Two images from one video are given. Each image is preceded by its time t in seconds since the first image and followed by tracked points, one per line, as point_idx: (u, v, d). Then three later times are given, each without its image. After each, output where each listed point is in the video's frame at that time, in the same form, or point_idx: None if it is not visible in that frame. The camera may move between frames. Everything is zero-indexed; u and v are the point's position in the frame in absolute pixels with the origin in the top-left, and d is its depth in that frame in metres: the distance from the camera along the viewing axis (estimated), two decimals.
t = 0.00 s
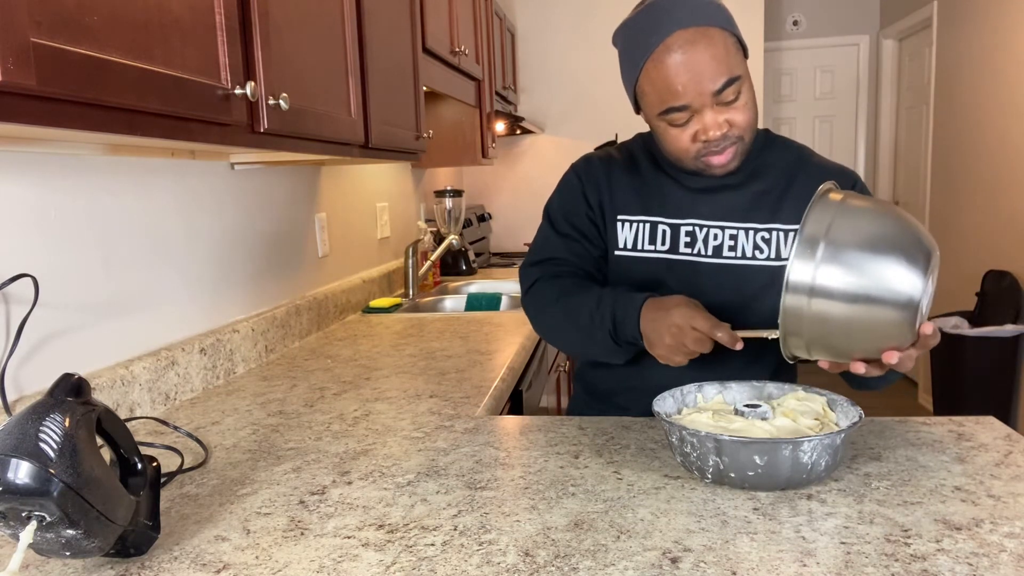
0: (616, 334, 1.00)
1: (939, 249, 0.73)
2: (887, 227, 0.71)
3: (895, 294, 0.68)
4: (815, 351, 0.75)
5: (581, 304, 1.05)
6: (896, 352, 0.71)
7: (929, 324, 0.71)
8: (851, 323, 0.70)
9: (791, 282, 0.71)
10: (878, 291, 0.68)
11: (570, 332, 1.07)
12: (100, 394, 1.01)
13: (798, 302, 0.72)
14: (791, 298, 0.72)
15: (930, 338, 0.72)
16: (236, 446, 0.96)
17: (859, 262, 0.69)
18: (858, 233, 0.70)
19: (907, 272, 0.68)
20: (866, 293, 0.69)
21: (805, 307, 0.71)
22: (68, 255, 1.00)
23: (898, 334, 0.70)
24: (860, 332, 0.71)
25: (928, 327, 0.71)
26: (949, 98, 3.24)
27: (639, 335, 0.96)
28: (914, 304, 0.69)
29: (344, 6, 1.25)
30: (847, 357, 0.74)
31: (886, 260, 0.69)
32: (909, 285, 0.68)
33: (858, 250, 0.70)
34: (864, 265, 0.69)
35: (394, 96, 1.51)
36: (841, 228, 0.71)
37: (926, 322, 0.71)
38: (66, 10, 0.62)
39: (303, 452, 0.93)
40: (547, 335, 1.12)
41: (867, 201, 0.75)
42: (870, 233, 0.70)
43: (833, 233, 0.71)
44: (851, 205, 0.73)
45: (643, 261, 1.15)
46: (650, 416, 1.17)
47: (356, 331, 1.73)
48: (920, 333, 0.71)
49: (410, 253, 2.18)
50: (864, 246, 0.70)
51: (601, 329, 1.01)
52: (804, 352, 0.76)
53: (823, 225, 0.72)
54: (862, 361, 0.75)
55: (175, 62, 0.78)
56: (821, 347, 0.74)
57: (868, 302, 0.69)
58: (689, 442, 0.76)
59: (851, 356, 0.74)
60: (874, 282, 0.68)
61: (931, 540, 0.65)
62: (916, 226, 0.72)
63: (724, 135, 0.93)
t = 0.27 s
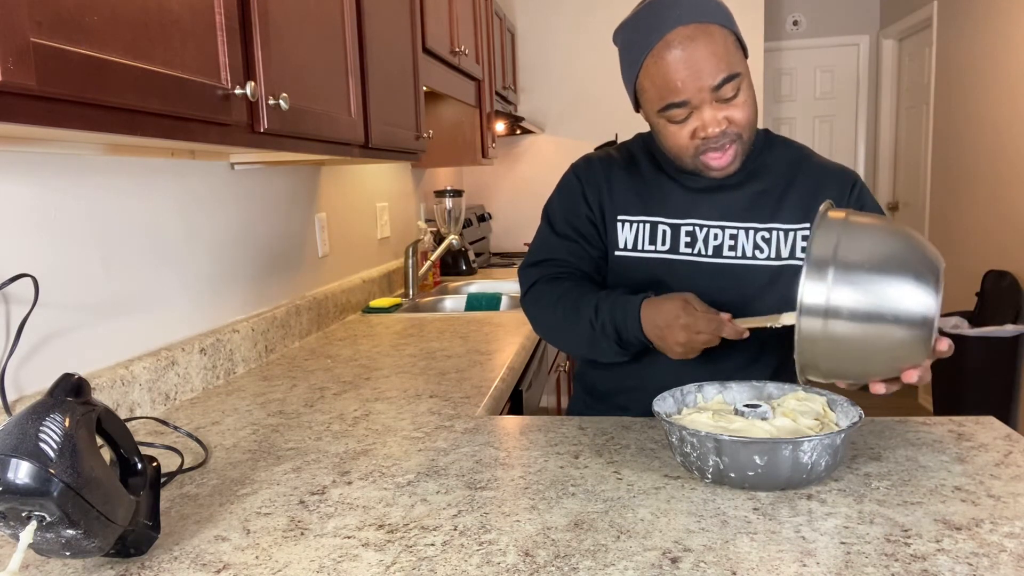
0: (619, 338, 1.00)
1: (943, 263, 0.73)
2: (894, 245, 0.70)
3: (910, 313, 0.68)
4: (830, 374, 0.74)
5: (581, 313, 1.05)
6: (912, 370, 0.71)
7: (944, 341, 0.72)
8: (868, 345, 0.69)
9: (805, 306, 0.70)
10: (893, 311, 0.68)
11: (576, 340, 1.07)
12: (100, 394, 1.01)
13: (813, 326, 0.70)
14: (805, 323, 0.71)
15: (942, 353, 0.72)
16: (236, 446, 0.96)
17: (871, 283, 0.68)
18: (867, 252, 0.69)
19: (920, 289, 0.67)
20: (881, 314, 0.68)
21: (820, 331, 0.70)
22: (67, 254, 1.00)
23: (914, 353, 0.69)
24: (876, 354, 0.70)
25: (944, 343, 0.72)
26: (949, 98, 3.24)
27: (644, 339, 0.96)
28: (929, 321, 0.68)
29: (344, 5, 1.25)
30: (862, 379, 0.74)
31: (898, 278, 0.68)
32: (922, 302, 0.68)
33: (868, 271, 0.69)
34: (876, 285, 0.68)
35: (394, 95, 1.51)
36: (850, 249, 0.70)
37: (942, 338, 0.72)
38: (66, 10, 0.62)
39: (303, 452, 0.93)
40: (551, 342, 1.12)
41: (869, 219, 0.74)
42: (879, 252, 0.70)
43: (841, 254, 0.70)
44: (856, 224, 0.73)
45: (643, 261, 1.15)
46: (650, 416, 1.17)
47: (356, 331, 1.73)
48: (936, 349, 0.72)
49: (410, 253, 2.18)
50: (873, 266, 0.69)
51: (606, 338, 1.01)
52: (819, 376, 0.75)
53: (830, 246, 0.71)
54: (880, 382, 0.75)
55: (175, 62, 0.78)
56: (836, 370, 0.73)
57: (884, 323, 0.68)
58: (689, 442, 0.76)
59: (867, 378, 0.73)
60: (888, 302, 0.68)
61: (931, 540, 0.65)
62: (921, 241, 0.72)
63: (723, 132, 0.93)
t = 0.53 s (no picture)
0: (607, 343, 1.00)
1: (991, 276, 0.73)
2: (955, 255, 0.70)
3: (966, 327, 0.68)
4: (874, 385, 0.73)
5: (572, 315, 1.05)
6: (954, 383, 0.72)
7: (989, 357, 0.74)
8: (923, 358, 0.69)
9: (869, 321, 0.68)
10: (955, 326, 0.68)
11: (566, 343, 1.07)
12: (100, 394, 1.01)
13: (874, 341, 0.68)
14: (866, 337, 0.69)
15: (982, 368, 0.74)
16: (236, 446, 0.96)
17: (936, 296, 0.67)
18: (932, 262, 0.68)
19: (978, 304, 0.67)
20: (943, 329, 0.68)
21: (880, 345, 0.68)
22: (67, 254, 1.00)
23: (964, 365, 0.70)
24: (929, 368, 0.70)
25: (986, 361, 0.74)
26: (949, 98, 3.24)
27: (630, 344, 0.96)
28: (979, 338, 0.69)
29: (344, 5, 1.25)
30: (904, 391, 0.74)
31: (957, 291, 0.68)
32: (978, 317, 0.68)
33: (934, 282, 0.67)
34: (938, 304, 0.67)
35: (394, 95, 1.51)
36: (918, 259, 0.68)
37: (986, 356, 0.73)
38: (66, 10, 0.62)
39: (303, 452, 0.93)
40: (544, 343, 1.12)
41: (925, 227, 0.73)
42: (943, 262, 0.68)
43: (908, 263, 0.68)
44: (920, 232, 0.71)
45: (644, 262, 1.15)
46: (650, 416, 1.17)
47: (356, 331, 1.73)
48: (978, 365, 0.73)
49: (410, 253, 2.18)
50: (939, 278, 0.68)
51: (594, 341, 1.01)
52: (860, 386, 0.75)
53: (899, 253, 0.68)
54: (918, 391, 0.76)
55: (175, 62, 0.78)
56: (881, 382, 0.73)
57: (946, 337, 0.68)
58: (689, 442, 0.76)
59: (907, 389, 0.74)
60: (948, 316, 0.67)
61: (931, 540, 0.65)
62: (973, 252, 0.72)
63: (718, 109, 0.95)
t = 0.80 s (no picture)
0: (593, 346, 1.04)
1: None
2: (999, 227, 0.68)
3: (1002, 302, 0.66)
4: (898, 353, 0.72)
5: (567, 314, 1.08)
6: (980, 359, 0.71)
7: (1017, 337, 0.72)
8: (953, 331, 0.68)
9: (905, 288, 0.66)
10: (992, 300, 0.66)
11: (556, 336, 1.10)
12: (100, 394, 1.01)
13: (907, 311, 0.67)
14: (899, 305, 0.67)
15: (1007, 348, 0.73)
16: (236, 446, 0.96)
17: (976, 268, 0.65)
18: (976, 232, 0.66)
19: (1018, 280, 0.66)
20: (980, 304, 0.66)
21: (911, 315, 0.67)
22: (67, 255, 1.00)
23: (995, 341, 0.69)
24: (958, 341, 0.69)
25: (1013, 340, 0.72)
26: (949, 98, 3.24)
27: (614, 353, 1.00)
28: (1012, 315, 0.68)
29: (344, 6, 1.25)
30: (927, 361, 0.73)
31: (998, 264, 0.66)
32: (1015, 292, 0.66)
33: (976, 253, 0.65)
34: (978, 276, 0.65)
35: (394, 95, 1.51)
36: (963, 229, 0.66)
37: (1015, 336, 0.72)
38: (66, 10, 0.62)
39: (303, 452, 0.93)
40: (536, 332, 1.16)
41: (970, 193, 0.70)
42: (987, 233, 0.66)
43: (952, 232, 0.66)
44: (964, 199, 0.69)
45: (646, 262, 1.15)
46: (650, 416, 1.17)
47: (356, 331, 1.73)
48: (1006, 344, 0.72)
49: (410, 253, 2.19)
50: (982, 249, 0.66)
51: (583, 340, 1.05)
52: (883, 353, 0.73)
53: (945, 220, 0.66)
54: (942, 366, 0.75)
55: (175, 62, 0.78)
56: (906, 352, 0.71)
57: (980, 312, 0.67)
58: (689, 442, 0.76)
59: (930, 360, 0.73)
60: (985, 290, 0.66)
61: (931, 540, 0.65)
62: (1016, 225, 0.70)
63: (719, 106, 0.95)
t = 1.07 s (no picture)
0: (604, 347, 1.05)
1: None
2: (989, 223, 0.69)
3: (996, 296, 0.67)
4: (899, 351, 0.73)
5: (583, 311, 1.08)
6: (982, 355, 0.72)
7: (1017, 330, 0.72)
8: (950, 326, 0.69)
9: (900, 285, 0.68)
10: (986, 295, 0.67)
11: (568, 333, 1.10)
12: (100, 394, 1.01)
13: (903, 307, 0.68)
14: (895, 302, 0.68)
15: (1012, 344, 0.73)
16: (236, 446, 0.96)
17: (968, 264, 0.66)
18: (967, 229, 0.67)
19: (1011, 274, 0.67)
20: (975, 299, 0.67)
21: (907, 311, 0.68)
22: (67, 255, 1.00)
23: (992, 336, 0.70)
24: (955, 336, 0.70)
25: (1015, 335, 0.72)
26: (949, 98, 3.24)
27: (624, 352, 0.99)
28: (1010, 310, 0.69)
29: (344, 6, 1.25)
30: (928, 359, 0.74)
31: (990, 260, 0.67)
32: (1010, 287, 0.68)
33: (967, 250, 0.67)
34: (973, 271, 0.67)
35: (394, 95, 1.51)
36: (954, 226, 0.67)
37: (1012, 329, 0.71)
38: (65, 10, 0.62)
39: (303, 452, 0.93)
40: (546, 330, 1.16)
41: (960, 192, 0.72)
42: (978, 229, 0.68)
43: (943, 229, 0.67)
44: (954, 197, 0.70)
45: (649, 263, 1.15)
46: (650, 416, 1.17)
47: (356, 331, 1.73)
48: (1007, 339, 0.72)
49: (410, 253, 2.19)
50: (974, 246, 0.67)
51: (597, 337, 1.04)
52: (885, 352, 0.75)
53: (935, 218, 0.68)
54: (945, 364, 0.76)
55: (175, 62, 0.78)
56: (906, 349, 0.73)
57: (975, 307, 0.68)
58: (689, 442, 0.76)
59: (933, 358, 0.74)
60: (979, 285, 0.67)
61: (931, 540, 0.65)
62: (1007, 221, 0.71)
63: (731, 152, 0.94)
